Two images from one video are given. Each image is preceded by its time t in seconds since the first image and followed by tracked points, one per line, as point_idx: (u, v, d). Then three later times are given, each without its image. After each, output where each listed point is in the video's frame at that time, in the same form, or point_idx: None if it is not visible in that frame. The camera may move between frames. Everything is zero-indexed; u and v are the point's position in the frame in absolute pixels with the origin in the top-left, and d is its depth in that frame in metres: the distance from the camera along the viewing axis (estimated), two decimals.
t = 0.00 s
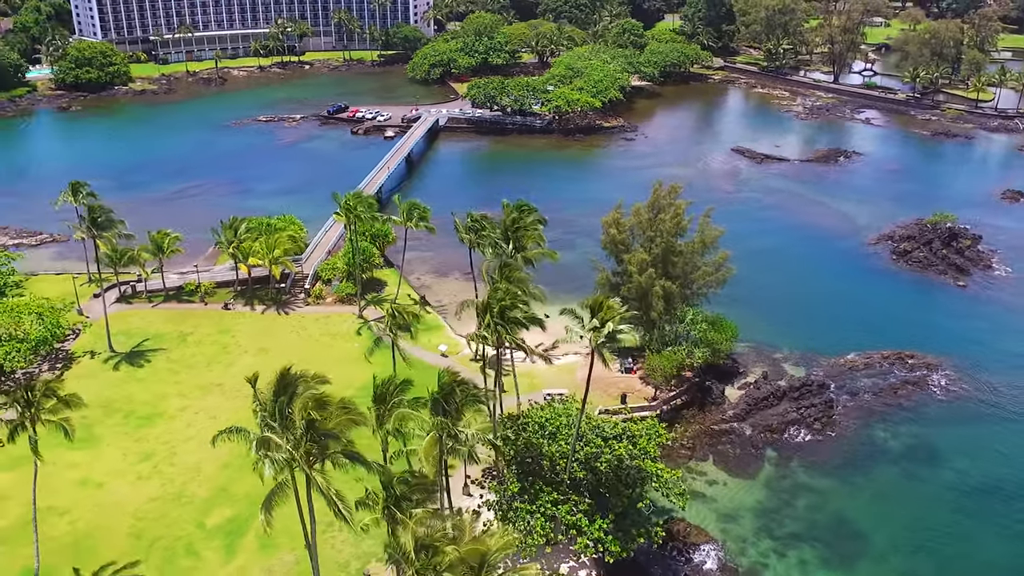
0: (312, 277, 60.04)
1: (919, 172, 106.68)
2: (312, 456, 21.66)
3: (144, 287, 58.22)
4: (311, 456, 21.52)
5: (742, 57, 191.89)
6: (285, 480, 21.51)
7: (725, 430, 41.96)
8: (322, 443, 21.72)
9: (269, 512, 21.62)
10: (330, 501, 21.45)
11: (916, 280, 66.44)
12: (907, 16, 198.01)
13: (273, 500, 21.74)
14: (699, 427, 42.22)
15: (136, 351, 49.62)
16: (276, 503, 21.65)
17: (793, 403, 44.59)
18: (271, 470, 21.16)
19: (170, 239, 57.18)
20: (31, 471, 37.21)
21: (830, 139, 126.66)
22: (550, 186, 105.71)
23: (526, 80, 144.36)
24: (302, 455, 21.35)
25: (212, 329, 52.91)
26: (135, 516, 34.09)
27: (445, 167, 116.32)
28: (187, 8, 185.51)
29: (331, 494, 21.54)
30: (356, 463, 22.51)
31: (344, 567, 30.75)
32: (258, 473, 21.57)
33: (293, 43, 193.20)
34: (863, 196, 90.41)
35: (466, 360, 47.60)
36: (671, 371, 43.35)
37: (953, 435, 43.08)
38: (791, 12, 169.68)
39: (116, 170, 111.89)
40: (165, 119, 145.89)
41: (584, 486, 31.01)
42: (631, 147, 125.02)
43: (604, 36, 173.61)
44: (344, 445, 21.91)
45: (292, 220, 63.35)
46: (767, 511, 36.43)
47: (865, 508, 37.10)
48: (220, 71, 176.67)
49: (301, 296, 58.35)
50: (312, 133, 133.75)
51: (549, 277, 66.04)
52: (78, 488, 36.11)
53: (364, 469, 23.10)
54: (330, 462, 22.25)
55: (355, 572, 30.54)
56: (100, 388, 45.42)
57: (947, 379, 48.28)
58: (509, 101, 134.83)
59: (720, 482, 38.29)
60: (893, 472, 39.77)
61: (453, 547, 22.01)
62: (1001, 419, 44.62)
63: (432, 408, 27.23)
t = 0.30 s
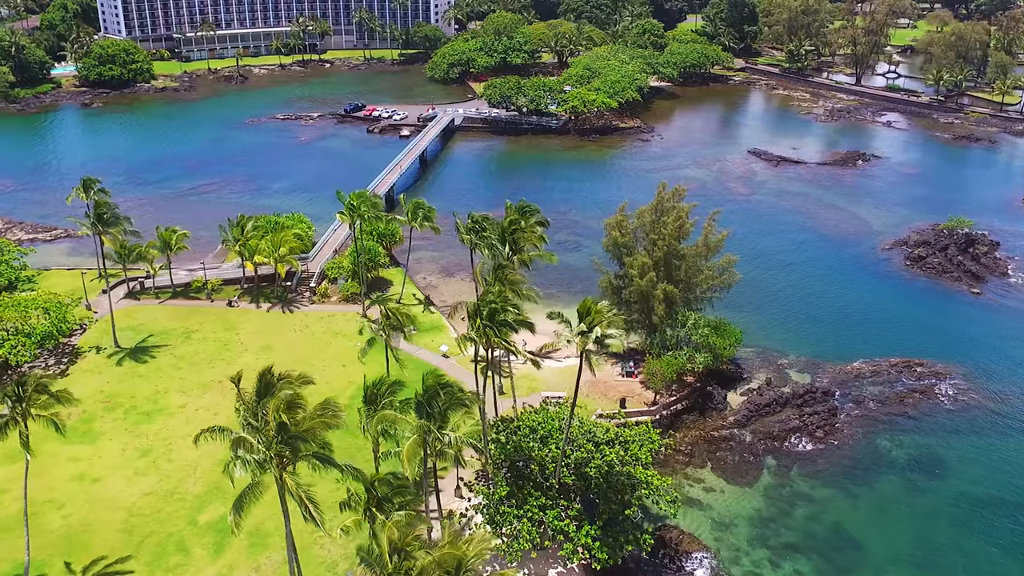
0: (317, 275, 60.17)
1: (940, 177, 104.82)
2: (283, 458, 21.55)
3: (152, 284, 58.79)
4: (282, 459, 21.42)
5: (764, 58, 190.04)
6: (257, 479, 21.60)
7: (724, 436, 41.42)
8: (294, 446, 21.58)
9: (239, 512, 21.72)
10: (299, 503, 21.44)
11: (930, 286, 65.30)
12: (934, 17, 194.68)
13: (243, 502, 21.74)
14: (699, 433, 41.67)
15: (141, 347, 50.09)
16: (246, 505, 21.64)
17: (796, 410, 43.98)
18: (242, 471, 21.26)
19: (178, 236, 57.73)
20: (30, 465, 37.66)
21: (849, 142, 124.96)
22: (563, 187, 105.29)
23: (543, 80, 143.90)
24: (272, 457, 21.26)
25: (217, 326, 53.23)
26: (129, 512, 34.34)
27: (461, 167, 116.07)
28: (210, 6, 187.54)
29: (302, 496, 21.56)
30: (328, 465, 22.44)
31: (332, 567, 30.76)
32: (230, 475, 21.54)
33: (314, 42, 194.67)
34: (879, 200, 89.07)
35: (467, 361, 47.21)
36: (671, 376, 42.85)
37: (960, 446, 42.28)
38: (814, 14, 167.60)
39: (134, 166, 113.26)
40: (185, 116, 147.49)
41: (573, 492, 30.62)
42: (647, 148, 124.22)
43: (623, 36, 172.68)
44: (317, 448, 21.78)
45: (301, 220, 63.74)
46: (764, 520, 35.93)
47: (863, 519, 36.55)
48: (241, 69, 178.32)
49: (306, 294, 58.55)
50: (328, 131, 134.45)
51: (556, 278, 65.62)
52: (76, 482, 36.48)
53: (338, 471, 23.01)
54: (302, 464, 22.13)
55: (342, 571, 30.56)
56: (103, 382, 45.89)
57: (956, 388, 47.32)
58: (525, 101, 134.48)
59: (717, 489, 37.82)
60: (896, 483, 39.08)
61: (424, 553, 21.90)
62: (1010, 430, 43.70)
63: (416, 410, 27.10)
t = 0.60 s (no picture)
0: (319, 275, 60.22)
1: (955, 181, 103.21)
2: (249, 460, 21.64)
3: (155, 281, 59.15)
4: (247, 461, 21.48)
5: (781, 59, 188.38)
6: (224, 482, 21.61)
7: (720, 443, 40.95)
8: (260, 449, 21.59)
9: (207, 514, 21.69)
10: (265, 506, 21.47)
11: (939, 292, 64.30)
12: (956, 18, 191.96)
13: (209, 505, 21.81)
14: (694, 439, 41.25)
15: (141, 344, 50.41)
16: (211, 508, 21.72)
17: (795, 417, 43.44)
18: (209, 473, 21.28)
19: (181, 235, 58.06)
20: (25, 460, 37.94)
21: (864, 145, 123.48)
22: (571, 188, 104.73)
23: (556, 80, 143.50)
24: (238, 459, 21.37)
25: (217, 325, 53.45)
26: (119, 509, 34.47)
27: (472, 167, 115.97)
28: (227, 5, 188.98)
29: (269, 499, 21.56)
30: (296, 468, 22.46)
31: (316, 569, 30.70)
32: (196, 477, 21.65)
33: (331, 41, 195.66)
34: (891, 204, 87.88)
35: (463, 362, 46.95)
36: (667, 381, 42.31)
37: (962, 456, 41.56)
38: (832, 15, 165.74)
39: (147, 164, 114.33)
40: (199, 114, 148.58)
41: (559, 497, 30.30)
42: (658, 149, 123.49)
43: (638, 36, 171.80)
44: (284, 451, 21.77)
45: (305, 220, 63.96)
46: (756, 529, 35.48)
47: (858, 529, 36.01)
48: (256, 68, 179.44)
49: (308, 294, 58.61)
50: (339, 130, 134.90)
51: (559, 280, 65.24)
52: (69, 479, 36.69)
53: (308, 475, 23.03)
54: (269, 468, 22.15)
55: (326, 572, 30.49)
56: (102, 379, 46.17)
57: (960, 397, 46.53)
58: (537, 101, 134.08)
59: (711, 497, 37.36)
60: (895, 494, 38.45)
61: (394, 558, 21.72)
62: (1015, 441, 42.86)
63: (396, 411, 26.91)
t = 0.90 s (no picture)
0: (324, 274, 60.30)
1: (977, 186, 101.09)
2: (215, 461, 21.78)
3: (163, 279, 59.60)
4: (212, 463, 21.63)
5: (804, 61, 186.11)
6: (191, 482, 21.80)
7: (716, 450, 40.36)
8: (226, 451, 21.71)
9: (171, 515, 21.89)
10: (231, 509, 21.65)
11: (953, 300, 62.94)
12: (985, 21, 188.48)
13: (174, 505, 21.99)
14: (692, 446, 40.64)
15: (144, 341, 50.84)
16: (176, 508, 21.89)
17: (795, 426, 42.74)
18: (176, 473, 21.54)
19: (188, 232, 58.48)
20: (24, 455, 38.35)
21: (884, 149, 121.44)
22: (584, 189, 104.21)
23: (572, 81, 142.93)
24: (203, 461, 21.53)
25: (220, 323, 53.76)
26: (111, 505, 34.72)
27: (487, 167, 115.81)
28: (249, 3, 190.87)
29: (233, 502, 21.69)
30: (262, 471, 22.58)
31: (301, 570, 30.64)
32: (161, 477, 21.86)
33: (352, 40, 196.90)
34: (909, 209, 86.24)
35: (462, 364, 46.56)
36: (665, 387, 41.68)
37: (966, 469, 40.57)
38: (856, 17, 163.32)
39: (164, 161, 115.70)
40: (219, 112, 150.02)
41: (543, 504, 29.93)
42: (673, 152, 122.47)
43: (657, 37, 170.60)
44: (250, 454, 21.85)
45: (312, 220, 64.18)
46: (749, 540, 34.93)
47: (855, 543, 35.32)
48: (277, 67, 180.86)
49: (312, 293, 58.71)
50: (355, 130, 135.44)
51: (563, 283, 64.76)
52: (64, 474, 37.02)
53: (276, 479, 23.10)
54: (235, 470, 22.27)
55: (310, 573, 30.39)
56: (104, 375, 46.61)
57: (968, 408, 45.45)
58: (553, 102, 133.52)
59: (705, 505, 36.83)
60: (894, 507, 37.66)
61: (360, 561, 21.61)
62: None
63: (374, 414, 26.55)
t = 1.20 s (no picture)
0: (329, 274, 60.45)
1: (997, 191, 99.19)
2: (186, 463, 21.92)
3: (170, 277, 60.12)
4: (181, 465, 21.77)
5: (825, 63, 183.94)
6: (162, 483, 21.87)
7: (714, 458, 39.88)
8: (197, 453, 21.83)
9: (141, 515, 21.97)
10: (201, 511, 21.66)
11: (966, 308, 61.77)
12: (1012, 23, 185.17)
13: (144, 507, 22.21)
14: (689, 453, 40.21)
15: (148, 338, 51.31)
16: (145, 510, 22.09)
17: (796, 435, 42.11)
18: (146, 475, 21.60)
19: (195, 231, 58.81)
20: (24, 450, 38.79)
21: (903, 153, 119.67)
22: (595, 189, 103.64)
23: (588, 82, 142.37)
24: (173, 464, 21.70)
25: (224, 321, 54.09)
26: (105, 502, 34.98)
27: (499, 168, 115.63)
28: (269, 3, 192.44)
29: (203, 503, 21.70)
30: (234, 474, 22.66)
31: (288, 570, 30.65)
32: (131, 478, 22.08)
33: (371, 40, 197.81)
34: (925, 214, 84.76)
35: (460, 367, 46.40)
36: (663, 393, 41.30)
37: (971, 481, 39.74)
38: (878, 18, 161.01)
39: (179, 159, 116.85)
40: (236, 111, 151.26)
41: (530, 510, 29.66)
42: (688, 154, 121.33)
43: (675, 38, 169.36)
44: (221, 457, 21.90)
45: (319, 219, 64.31)
46: (743, 550, 34.45)
47: (852, 555, 34.70)
48: (296, 66, 181.98)
49: (316, 293, 58.88)
50: (370, 129, 135.95)
51: (568, 286, 64.41)
52: (61, 470, 37.36)
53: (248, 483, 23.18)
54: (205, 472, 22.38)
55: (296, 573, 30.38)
56: (106, 372, 47.02)
57: (975, 419, 44.52)
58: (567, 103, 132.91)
59: (698, 514, 36.39)
60: (895, 519, 36.94)
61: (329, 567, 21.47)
62: None
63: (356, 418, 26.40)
